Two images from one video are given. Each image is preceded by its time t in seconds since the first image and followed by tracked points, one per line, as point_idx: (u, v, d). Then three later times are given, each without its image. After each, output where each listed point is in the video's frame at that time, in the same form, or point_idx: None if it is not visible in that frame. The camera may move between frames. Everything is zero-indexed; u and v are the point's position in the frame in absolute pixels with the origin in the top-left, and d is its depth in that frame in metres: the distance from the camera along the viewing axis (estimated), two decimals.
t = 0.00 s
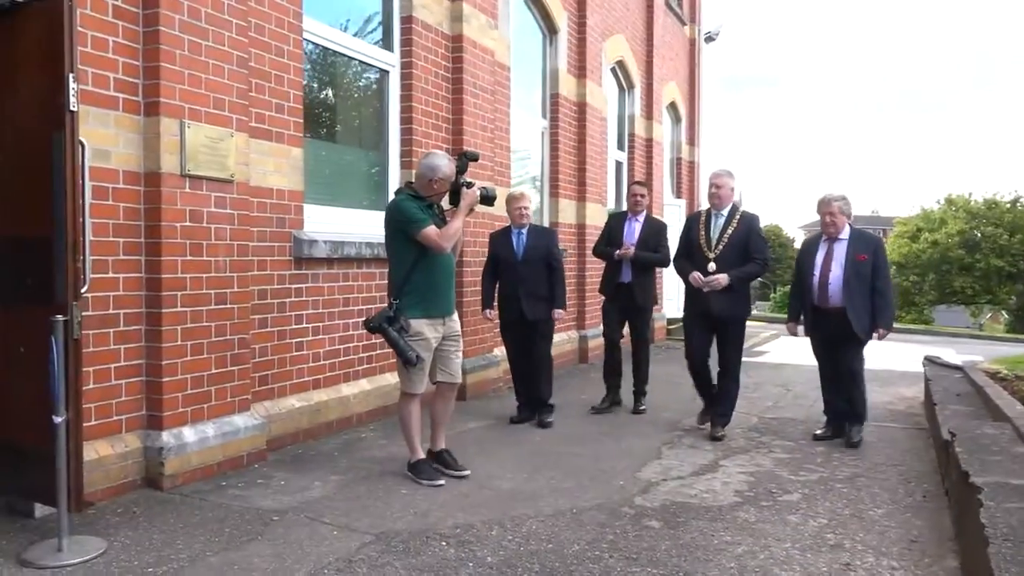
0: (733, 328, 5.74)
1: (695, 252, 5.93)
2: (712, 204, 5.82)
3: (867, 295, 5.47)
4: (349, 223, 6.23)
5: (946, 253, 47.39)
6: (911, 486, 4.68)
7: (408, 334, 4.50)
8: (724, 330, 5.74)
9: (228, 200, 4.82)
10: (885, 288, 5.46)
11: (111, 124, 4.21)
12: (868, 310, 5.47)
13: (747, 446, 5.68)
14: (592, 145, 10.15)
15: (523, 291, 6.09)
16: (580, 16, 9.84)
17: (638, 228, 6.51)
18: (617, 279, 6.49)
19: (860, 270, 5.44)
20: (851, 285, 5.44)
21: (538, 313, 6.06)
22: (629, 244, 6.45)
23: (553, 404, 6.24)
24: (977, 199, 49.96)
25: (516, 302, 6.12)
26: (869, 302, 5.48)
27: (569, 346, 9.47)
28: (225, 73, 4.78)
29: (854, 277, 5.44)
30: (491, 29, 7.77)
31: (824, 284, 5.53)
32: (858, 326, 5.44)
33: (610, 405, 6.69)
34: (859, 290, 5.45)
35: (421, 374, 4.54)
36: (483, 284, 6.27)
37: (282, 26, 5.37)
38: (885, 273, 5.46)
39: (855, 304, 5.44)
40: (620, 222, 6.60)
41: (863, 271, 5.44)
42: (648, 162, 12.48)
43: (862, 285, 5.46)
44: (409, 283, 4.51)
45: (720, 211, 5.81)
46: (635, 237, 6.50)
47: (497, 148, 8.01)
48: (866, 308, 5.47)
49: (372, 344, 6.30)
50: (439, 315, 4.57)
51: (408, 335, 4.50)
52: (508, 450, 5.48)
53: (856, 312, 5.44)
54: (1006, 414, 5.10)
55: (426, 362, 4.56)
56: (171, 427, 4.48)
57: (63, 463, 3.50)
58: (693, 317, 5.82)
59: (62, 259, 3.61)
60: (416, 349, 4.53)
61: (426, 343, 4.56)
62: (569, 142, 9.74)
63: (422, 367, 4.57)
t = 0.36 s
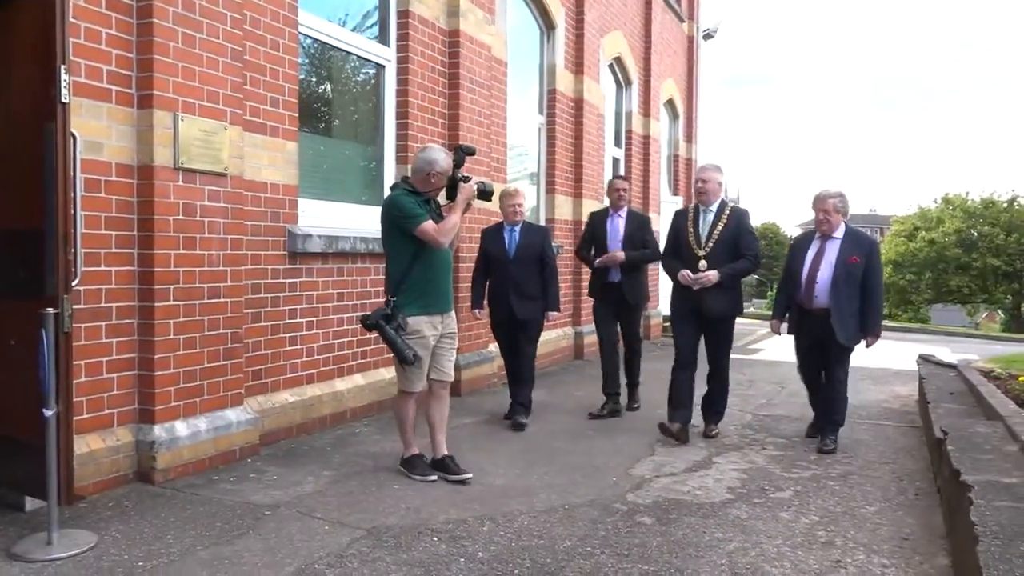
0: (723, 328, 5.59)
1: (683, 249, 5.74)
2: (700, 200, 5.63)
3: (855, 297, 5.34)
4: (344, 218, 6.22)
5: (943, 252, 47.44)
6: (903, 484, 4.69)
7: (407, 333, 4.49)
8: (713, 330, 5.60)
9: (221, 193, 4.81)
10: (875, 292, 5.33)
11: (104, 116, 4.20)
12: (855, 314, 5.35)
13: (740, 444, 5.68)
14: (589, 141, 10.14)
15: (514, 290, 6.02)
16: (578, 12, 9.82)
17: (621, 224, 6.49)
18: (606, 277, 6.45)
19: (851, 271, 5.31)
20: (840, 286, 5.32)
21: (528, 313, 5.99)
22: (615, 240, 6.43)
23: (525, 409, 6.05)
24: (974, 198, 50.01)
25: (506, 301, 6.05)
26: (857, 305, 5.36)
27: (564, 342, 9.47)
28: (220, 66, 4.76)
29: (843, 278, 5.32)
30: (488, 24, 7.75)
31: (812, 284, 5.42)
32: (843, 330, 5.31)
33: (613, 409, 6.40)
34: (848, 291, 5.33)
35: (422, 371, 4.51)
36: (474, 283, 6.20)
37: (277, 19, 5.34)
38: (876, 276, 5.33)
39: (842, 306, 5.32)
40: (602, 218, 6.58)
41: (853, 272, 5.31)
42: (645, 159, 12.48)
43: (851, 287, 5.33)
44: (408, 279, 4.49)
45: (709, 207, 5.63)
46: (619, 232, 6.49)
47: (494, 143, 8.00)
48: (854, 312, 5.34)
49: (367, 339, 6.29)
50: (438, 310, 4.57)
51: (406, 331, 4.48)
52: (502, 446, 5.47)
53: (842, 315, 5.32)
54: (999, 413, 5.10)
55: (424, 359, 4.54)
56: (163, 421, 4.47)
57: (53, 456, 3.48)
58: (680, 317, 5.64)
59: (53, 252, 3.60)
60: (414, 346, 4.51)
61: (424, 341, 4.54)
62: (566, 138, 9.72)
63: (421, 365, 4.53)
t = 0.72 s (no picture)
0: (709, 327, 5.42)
1: (663, 244, 5.60)
2: (678, 195, 5.51)
3: (841, 296, 5.22)
4: (341, 216, 6.21)
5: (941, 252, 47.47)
6: (900, 484, 4.68)
7: (409, 330, 4.38)
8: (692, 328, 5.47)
9: (217, 191, 4.80)
10: (863, 291, 5.19)
11: (99, 113, 4.18)
12: (840, 314, 5.23)
13: (737, 443, 5.67)
14: (587, 140, 10.13)
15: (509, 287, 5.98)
16: (576, 11, 9.81)
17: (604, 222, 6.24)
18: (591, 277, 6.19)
19: (837, 269, 5.21)
20: (825, 284, 5.21)
21: (521, 312, 5.95)
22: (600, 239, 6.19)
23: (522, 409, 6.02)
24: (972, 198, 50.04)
25: (500, 297, 5.99)
26: (842, 305, 5.23)
27: (561, 341, 9.46)
28: (216, 64, 4.75)
29: (828, 276, 5.21)
30: (485, 23, 7.73)
31: (799, 281, 5.33)
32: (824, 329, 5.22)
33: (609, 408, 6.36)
34: (834, 290, 5.22)
35: (431, 367, 4.40)
36: (468, 278, 6.14)
37: (274, 17, 5.33)
38: (865, 275, 5.18)
39: (826, 304, 5.23)
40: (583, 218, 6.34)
41: (840, 270, 5.21)
42: (643, 158, 12.47)
43: (837, 285, 5.22)
44: (409, 280, 4.39)
45: (689, 201, 5.51)
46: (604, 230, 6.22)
47: (491, 142, 7.98)
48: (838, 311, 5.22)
49: (363, 338, 6.28)
50: (441, 313, 4.47)
51: (409, 329, 4.36)
52: (498, 445, 5.46)
53: (825, 314, 5.23)
54: (995, 414, 5.10)
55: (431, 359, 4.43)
56: (158, 419, 4.45)
57: (47, 454, 3.47)
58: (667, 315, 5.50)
59: (48, 249, 3.58)
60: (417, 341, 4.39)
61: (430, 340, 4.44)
62: (563, 137, 9.70)
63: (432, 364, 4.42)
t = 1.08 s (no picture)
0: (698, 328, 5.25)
1: (648, 240, 5.47)
2: (664, 189, 5.38)
3: (827, 289, 5.05)
4: (337, 216, 6.20)
5: (937, 249, 47.55)
6: (897, 481, 4.69)
7: (375, 336, 4.18)
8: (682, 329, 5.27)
9: (213, 190, 4.78)
10: (850, 279, 5.04)
11: (93, 113, 4.17)
12: (828, 307, 5.06)
13: (734, 441, 5.67)
14: (583, 139, 10.12)
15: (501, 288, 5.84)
16: (571, 9, 9.80)
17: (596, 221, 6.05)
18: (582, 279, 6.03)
19: (821, 260, 5.04)
20: (811, 277, 5.03)
21: (512, 315, 5.82)
22: (589, 238, 6.04)
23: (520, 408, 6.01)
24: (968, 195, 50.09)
25: (491, 298, 5.85)
26: (830, 298, 5.06)
27: (559, 339, 9.46)
28: (211, 63, 4.73)
29: (813, 268, 5.04)
30: (481, 21, 7.72)
31: (782, 276, 5.14)
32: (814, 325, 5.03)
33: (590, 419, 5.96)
34: (819, 283, 5.05)
35: (393, 380, 4.19)
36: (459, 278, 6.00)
37: (269, 16, 5.31)
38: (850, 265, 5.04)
39: (813, 298, 5.05)
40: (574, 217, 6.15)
41: (824, 262, 5.04)
42: (640, 156, 12.48)
43: (823, 278, 5.05)
44: (379, 281, 4.19)
45: (676, 195, 5.38)
46: (593, 228, 6.06)
47: (488, 141, 7.97)
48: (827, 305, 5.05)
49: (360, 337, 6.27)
50: (411, 316, 4.27)
51: (376, 336, 4.17)
52: (495, 445, 5.45)
53: (814, 308, 5.04)
54: (993, 411, 5.10)
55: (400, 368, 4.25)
56: (154, 420, 4.44)
57: (42, 455, 3.45)
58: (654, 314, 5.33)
59: (42, 250, 3.55)
60: (383, 351, 4.17)
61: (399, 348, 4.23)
62: (560, 135, 9.69)
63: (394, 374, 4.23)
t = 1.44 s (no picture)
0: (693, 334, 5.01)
1: (645, 240, 5.23)
2: (665, 187, 5.11)
3: (834, 296, 4.76)
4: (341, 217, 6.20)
5: (942, 249, 47.45)
6: (902, 483, 4.68)
7: (352, 336, 4.08)
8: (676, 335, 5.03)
9: (217, 191, 4.79)
10: (858, 287, 4.74)
11: (98, 114, 4.17)
12: (835, 316, 4.76)
13: (739, 442, 5.66)
14: (587, 139, 10.11)
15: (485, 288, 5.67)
16: (575, 8, 9.77)
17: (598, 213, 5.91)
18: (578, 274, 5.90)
19: (828, 265, 4.74)
20: (816, 283, 4.74)
21: (498, 316, 5.64)
22: (590, 233, 5.88)
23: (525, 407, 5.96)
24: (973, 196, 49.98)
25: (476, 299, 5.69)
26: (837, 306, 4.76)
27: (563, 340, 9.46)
28: (215, 64, 4.74)
29: (820, 273, 4.74)
30: (485, 21, 7.72)
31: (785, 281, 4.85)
32: (820, 335, 4.70)
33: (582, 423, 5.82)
34: (825, 290, 4.76)
35: (375, 380, 4.12)
36: (444, 278, 5.87)
37: (272, 17, 5.31)
38: (858, 270, 4.75)
39: (819, 305, 4.74)
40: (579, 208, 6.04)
41: (832, 266, 4.75)
42: (643, 156, 12.47)
43: (830, 284, 4.76)
44: (353, 278, 4.09)
45: (677, 195, 5.11)
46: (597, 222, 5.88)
47: (492, 141, 7.97)
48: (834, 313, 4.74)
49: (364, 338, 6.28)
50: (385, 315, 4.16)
51: (355, 336, 4.08)
52: (498, 446, 5.44)
53: (820, 317, 4.73)
54: (998, 412, 5.08)
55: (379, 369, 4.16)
56: (159, 420, 4.44)
57: (47, 456, 3.46)
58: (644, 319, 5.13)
59: (46, 251, 3.55)
60: (364, 351, 4.08)
61: (377, 348, 4.13)
62: (563, 136, 9.68)
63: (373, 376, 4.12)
